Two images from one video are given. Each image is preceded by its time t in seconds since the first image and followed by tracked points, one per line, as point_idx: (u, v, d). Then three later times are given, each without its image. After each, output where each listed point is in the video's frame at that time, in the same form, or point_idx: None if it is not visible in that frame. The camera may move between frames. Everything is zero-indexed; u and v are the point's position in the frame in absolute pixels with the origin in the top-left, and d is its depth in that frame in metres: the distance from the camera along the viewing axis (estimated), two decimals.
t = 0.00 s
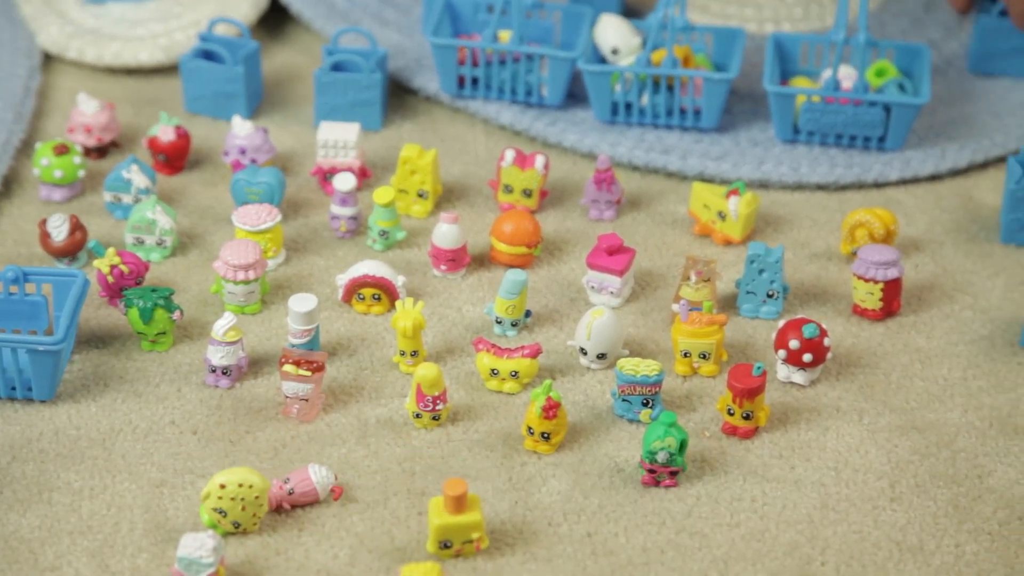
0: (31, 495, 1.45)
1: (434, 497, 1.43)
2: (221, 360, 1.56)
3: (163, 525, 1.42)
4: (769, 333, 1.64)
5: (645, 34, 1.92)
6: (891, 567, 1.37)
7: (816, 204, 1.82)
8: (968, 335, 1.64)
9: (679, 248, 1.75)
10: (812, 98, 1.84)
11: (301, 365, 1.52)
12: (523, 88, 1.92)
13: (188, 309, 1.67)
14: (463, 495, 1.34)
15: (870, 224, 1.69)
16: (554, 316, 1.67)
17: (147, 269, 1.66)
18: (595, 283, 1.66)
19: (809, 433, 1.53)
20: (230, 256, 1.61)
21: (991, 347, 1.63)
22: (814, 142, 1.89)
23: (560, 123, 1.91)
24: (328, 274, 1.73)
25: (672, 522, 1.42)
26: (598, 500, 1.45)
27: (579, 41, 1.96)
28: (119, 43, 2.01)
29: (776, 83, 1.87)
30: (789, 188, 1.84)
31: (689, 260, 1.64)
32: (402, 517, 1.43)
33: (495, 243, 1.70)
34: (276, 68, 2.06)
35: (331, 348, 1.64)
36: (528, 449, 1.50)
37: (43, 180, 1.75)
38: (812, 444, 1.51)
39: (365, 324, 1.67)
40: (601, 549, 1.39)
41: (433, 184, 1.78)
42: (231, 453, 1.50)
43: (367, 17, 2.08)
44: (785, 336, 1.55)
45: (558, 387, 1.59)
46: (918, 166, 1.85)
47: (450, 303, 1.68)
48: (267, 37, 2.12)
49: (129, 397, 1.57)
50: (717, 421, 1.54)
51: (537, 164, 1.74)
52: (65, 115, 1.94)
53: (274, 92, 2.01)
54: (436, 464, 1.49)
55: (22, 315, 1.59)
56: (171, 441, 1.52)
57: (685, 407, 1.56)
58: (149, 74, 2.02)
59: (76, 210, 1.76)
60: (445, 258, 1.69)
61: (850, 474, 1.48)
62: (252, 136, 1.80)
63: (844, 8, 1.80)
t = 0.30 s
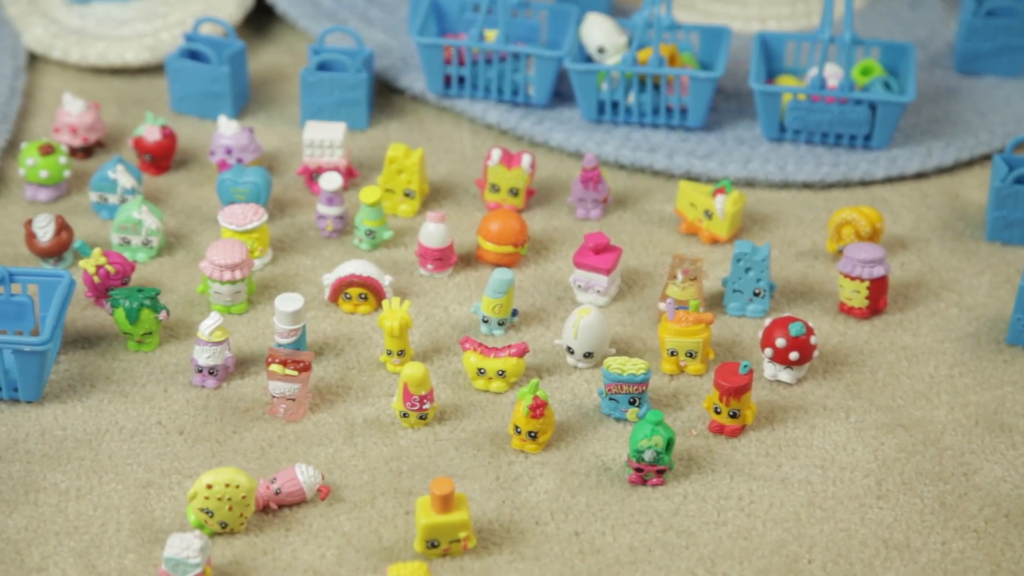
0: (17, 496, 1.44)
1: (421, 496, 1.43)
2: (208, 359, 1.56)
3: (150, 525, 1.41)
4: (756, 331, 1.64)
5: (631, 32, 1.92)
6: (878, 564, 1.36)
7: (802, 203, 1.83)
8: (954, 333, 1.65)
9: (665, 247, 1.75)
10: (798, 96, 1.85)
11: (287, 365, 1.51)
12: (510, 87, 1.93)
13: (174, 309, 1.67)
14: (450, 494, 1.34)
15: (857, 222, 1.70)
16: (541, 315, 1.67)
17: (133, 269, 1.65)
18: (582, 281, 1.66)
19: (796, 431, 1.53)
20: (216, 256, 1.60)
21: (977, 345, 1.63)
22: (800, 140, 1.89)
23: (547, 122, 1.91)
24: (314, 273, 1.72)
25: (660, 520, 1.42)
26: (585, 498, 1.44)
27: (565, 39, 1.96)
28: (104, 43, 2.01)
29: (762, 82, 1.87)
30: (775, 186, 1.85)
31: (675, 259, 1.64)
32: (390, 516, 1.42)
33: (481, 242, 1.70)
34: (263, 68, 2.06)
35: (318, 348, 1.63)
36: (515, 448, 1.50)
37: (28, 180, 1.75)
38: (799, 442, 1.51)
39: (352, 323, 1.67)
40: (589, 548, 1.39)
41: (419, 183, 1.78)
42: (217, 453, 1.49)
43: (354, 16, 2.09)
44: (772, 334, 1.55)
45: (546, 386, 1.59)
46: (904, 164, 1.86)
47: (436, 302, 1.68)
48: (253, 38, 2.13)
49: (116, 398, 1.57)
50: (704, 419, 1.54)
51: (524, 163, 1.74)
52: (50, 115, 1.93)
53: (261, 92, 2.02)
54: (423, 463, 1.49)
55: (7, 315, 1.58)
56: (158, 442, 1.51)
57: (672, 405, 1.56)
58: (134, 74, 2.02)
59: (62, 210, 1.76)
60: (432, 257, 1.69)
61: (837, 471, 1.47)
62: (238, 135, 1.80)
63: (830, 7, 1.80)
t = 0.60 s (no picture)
0: (6, 497, 1.43)
1: (410, 496, 1.43)
2: (196, 360, 1.56)
3: (139, 526, 1.40)
4: (745, 330, 1.64)
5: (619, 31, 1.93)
6: (867, 562, 1.36)
7: (791, 201, 1.83)
8: (942, 332, 1.65)
9: (654, 246, 1.76)
10: (786, 95, 1.85)
11: (276, 365, 1.51)
12: (498, 86, 1.93)
13: (163, 309, 1.67)
14: (439, 493, 1.34)
15: (845, 220, 1.70)
16: (530, 315, 1.67)
17: (122, 270, 1.65)
18: (571, 281, 1.66)
19: (785, 430, 1.53)
20: (205, 256, 1.60)
21: (965, 343, 1.63)
22: (788, 138, 1.90)
23: (535, 121, 1.92)
24: (303, 273, 1.72)
25: (649, 519, 1.42)
26: (575, 498, 1.44)
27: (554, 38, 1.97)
28: (93, 43, 2.01)
29: (751, 81, 1.88)
30: (764, 185, 1.85)
31: (664, 259, 1.64)
32: (379, 516, 1.42)
33: (470, 241, 1.71)
34: (252, 67, 2.06)
35: (306, 348, 1.63)
36: (504, 448, 1.50)
37: (16, 180, 1.75)
38: (788, 441, 1.51)
39: (341, 323, 1.67)
40: (578, 547, 1.38)
41: (408, 183, 1.78)
42: (206, 453, 1.49)
43: (342, 15, 2.10)
44: (761, 333, 1.55)
45: (535, 385, 1.58)
46: (893, 162, 1.86)
47: (425, 302, 1.68)
48: (241, 38, 2.14)
49: (105, 398, 1.56)
50: (693, 418, 1.54)
51: (513, 162, 1.75)
52: (39, 115, 1.93)
53: (250, 92, 2.02)
54: (412, 463, 1.48)
55: None
56: (146, 442, 1.51)
57: (661, 404, 1.56)
58: (122, 74, 2.03)
59: (50, 210, 1.76)
60: (421, 257, 1.69)
61: (826, 470, 1.47)
62: (227, 135, 1.80)
63: (818, 6, 1.80)
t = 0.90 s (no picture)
0: None
1: (397, 496, 1.43)
2: (183, 361, 1.55)
3: (125, 527, 1.40)
4: (732, 329, 1.65)
5: (605, 30, 1.93)
6: (854, 561, 1.36)
7: (778, 200, 1.83)
8: (928, 330, 1.65)
9: (641, 246, 1.76)
10: (773, 94, 1.86)
11: (263, 365, 1.51)
12: (485, 86, 1.93)
13: (150, 310, 1.66)
14: (426, 493, 1.33)
15: (831, 219, 1.70)
16: (517, 314, 1.67)
17: (108, 270, 1.65)
18: (558, 281, 1.66)
19: (771, 428, 1.53)
20: (192, 257, 1.60)
21: (952, 342, 1.64)
22: (774, 138, 1.90)
23: (522, 121, 1.92)
24: (290, 274, 1.72)
25: (636, 519, 1.42)
26: (562, 497, 1.44)
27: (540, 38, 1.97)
28: (79, 44, 2.02)
29: (737, 80, 1.88)
30: (750, 184, 1.85)
31: (651, 258, 1.64)
32: (366, 516, 1.42)
33: (457, 241, 1.71)
34: (238, 67, 2.06)
35: (294, 348, 1.63)
36: (491, 448, 1.50)
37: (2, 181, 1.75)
38: (775, 440, 1.51)
39: (328, 323, 1.67)
40: (565, 546, 1.38)
41: (395, 183, 1.78)
42: (193, 454, 1.49)
43: (329, 16, 2.11)
44: (748, 332, 1.55)
45: (522, 385, 1.58)
46: (879, 161, 1.87)
47: (413, 302, 1.68)
48: (228, 38, 2.14)
49: (91, 399, 1.56)
50: (680, 417, 1.54)
51: (499, 162, 1.75)
52: (25, 115, 1.94)
53: (237, 92, 2.02)
54: (399, 463, 1.48)
55: None
56: (133, 443, 1.50)
57: (648, 404, 1.56)
58: (107, 73, 2.04)
59: (36, 211, 1.76)
60: (408, 257, 1.69)
61: (813, 469, 1.47)
62: (214, 136, 1.80)
63: (804, 5, 1.81)
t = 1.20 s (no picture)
0: None
1: (387, 496, 1.43)
2: (172, 361, 1.55)
3: (115, 528, 1.40)
4: (721, 328, 1.65)
5: (593, 30, 1.94)
6: (843, 560, 1.37)
7: (766, 199, 1.84)
8: (917, 329, 1.66)
9: (630, 246, 1.76)
10: (761, 94, 1.86)
11: (252, 366, 1.51)
12: (474, 86, 1.94)
13: (139, 310, 1.66)
14: (416, 493, 1.33)
15: (820, 219, 1.71)
16: (506, 314, 1.67)
17: (97, 271, 1.65)
18: (547, 281, 1.66)
19: (760, 428, 1.53)
20: (180, 257, 1.60)
21: (941, 341, 1.64)
22: (763, 137, 1.91)
23: (511, 121, 1.92)
24: (279, 274, 1.72)
25: (625, 519, 1.42)
26: (551, 497, 1.44)
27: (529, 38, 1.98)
28: (67, 45, 2.02)
29: (725, 79, 1.89)
30: (739, 183, 1.86)
31: (640, 257, 1.64)
32: (356, 517, 1.42)
33: (446, 241, 1.71)
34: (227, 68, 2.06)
35: (283, 349, 1.63)
36: (481, 448, 1.50)
37: None
38: (764, 439, 1.51)
39: (317, 324, 1.67)
40: (555, 546, 1.38)
41: (384, 183, 1.78)
42: (182, 455, 1.49)
43: (318, 17, 2.11)
44: (737, 331, 1.55)
45: (511, 385, 1.58)
46: (867, 161, 1.87)
47: (402, 302, 1.68)
48: (216, 39, 2.14)
49: (80, 400, 1.56)
50: (669, 417, 1.54)
51: (488, 162, 1.75)
52: (13, 116, 1.94)
53: (225, 93, 2.02)
54: (389, 463, 1.48)
55: None
56: (123, 444, 1.50)
57: (637, 403, 1.56)
58: (95, 74, 2.04)
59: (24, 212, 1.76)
60: (397, 257, 1.69)
61: (802, 468, 1.48)
62: (202, 136, 1.80)
63: (792, 5, 1.81)
